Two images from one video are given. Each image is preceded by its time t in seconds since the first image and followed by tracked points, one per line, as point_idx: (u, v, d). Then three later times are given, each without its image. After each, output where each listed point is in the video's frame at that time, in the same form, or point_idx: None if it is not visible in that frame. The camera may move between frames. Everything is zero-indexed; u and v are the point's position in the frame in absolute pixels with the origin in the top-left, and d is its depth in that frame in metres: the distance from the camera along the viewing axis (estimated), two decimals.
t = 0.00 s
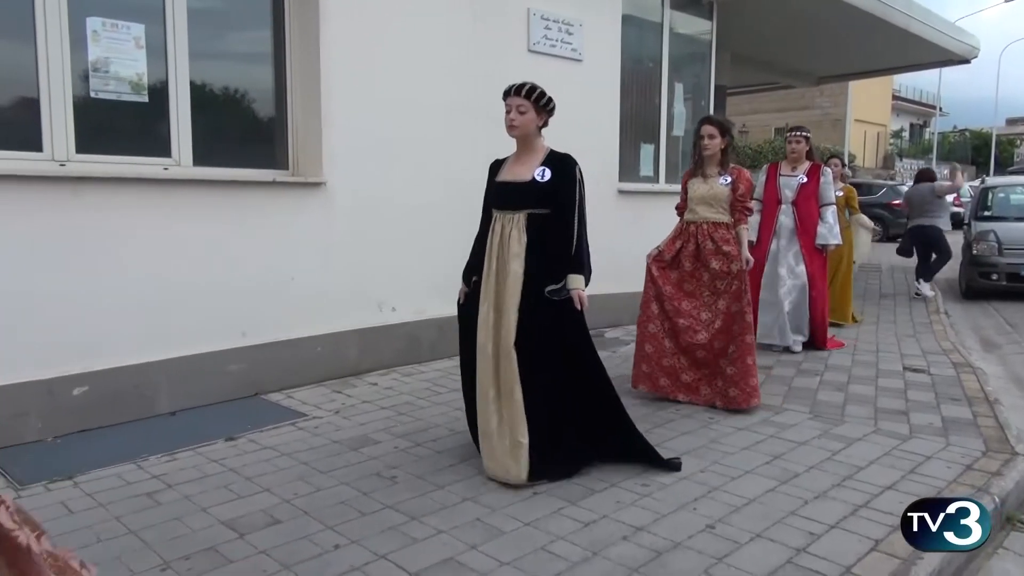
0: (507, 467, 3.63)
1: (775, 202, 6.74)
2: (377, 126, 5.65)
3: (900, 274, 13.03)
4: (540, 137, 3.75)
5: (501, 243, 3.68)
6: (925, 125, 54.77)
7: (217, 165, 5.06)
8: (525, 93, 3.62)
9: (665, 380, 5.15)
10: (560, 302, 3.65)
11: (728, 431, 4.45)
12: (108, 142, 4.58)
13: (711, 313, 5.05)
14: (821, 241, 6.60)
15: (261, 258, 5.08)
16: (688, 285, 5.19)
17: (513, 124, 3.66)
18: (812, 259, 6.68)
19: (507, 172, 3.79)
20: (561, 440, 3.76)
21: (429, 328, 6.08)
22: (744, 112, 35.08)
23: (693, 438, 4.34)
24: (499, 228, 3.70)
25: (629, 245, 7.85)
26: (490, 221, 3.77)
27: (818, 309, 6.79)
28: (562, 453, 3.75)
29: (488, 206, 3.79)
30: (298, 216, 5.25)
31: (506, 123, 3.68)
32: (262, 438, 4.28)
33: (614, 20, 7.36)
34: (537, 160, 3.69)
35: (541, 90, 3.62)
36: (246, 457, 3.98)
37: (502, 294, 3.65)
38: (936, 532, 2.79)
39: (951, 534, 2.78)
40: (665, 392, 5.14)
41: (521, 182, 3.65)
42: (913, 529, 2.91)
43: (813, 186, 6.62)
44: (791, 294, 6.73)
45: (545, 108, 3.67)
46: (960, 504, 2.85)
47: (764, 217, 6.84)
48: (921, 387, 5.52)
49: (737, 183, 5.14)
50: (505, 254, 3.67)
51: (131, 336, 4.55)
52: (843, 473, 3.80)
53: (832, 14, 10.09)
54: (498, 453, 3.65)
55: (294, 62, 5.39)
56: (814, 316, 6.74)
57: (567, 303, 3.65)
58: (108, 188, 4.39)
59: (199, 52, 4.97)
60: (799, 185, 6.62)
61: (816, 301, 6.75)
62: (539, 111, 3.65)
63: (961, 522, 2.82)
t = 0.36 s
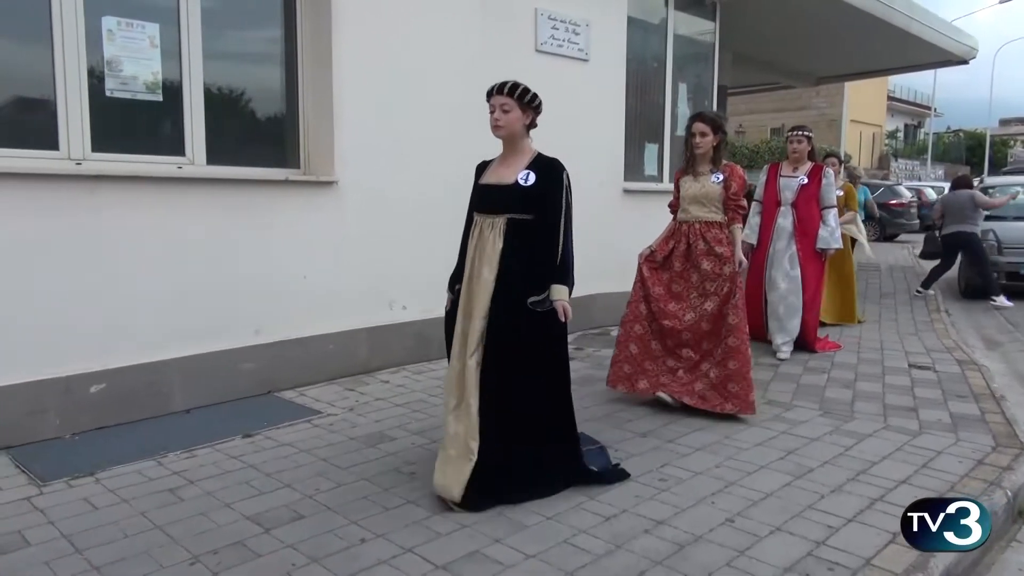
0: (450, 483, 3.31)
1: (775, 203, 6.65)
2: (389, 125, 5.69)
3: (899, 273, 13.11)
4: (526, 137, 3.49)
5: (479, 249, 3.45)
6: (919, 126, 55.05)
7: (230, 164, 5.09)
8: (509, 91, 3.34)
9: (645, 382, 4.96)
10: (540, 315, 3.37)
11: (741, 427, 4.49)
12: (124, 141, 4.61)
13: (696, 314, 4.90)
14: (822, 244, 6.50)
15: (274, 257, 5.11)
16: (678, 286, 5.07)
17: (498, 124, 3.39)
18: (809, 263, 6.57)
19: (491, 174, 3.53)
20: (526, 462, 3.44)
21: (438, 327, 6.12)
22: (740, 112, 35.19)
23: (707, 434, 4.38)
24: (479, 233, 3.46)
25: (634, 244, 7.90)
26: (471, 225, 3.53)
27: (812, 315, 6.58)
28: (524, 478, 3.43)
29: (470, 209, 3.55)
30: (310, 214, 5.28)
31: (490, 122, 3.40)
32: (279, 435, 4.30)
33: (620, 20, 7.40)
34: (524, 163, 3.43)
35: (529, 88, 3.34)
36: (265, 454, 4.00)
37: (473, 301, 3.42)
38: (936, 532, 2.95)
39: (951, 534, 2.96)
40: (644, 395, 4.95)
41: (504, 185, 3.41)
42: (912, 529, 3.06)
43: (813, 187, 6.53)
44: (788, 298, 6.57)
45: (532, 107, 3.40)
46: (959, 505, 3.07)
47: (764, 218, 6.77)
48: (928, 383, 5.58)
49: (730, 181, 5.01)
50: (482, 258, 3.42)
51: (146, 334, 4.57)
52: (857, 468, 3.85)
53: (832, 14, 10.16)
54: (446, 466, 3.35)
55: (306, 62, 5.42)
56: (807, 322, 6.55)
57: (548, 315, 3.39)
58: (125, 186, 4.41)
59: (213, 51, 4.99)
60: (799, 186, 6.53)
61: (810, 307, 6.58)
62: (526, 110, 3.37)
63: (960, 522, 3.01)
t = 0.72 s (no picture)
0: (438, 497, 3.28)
1: (768, 198, 6.58)
2: (392, 127, 5.73)
3: (888, 272, 13.27)
4: (499, 129, 3.37)
5: (452, 246, 3.32)
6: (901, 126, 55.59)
7: (233, 166, 5.10)
8: (483, 79, 3.25)
9: (621, 384, 4.85)
10: (516, 314, 3.29)
11: (744, 423, 4.57)
12: (129, 143, 4.62)
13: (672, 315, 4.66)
14: (817, 240, 6.45)
15: (278, 258, 5.13)
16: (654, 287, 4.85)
17: (469, 115, 3.27)
18: (806, 259, 6.51)
19: (462, 168, 3.40)
20: (511, 465, 3.36)
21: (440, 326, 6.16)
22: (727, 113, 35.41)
23: (711, 429, 4.45)
24: (451, 231, 3.33)
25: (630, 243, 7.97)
26: (441, 221, 3.41)
27: (810, 311, 6.62)
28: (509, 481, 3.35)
29: (441, 205, 3.42)
30: (314, 215, 5.31)
31: (462, 111, 3.29)
32: (288, 435, 4.33)
33: (615, 22, 7.47)
34: (498, 153, 3.32)
35: (501, 76, 3.24)
36: (276, 453, 4.03)
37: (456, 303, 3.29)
38: (936, 532, 2.90)
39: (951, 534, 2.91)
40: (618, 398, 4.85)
41: (478, 180, 3.28)
42: (912, 529, 3.00)
43: (808, 181, 6.46)
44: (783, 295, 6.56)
45: (504, 97, 3.29)
46: (959, 505, 3.00)
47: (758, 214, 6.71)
48: (924, 379, 5.67)
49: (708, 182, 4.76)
50: (456, 259, 3.30)
51: (153, 336, 4.57)
52: (860, 461, 3.92)
53: (821, 15, 10.28)
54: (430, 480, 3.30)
55: (308, 63, 5.44)
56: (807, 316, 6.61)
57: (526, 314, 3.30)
58: (131, 188, 4.42)
59: (215, 53, 5.01)
60: (793, 180, 6.45)
61: (810, 301, 6.61)
62: (498, 100, 3.26)
63: (961, 522, 2.94)
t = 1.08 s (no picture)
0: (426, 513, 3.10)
1: (759, 201, 6.46)
2: (394, 129, 5.78)
3: (880, 271, 13.41)
4: (471, 133, 3.28)
5: (432, 258, 3.21)
6: (890, 127, 55.99)
7: (238, 168, 5.14)
8: (451, 83, 3.15)
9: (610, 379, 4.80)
10: (497, 329, 3.21)
11: (746, 420, 4.64)
12: (136, 146, 4.65)
13: (646, 312, 4.62)
14: (809, 244, 6.32)
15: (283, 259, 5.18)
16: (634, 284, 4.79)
17: (439, 119, 3.17)
18: (798, 263, 6.39)
19: (434, 175, 3.28)
20: (500, 471, 3.28)
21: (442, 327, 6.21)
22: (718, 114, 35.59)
23: (713, 427, 4.52)
24: (426, 243, 3.23)
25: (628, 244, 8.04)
26: (414, 233, 3.29)
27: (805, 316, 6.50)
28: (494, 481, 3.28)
29: (413, 214, 3.31)
30: (318, 217, 5.35)
31: (431, 117, 3.19)
32: (296, 434, 4.37)
33: (612, 24, 7.54)
34: (471, 160, 3.23)
35: (471, 78, 3.15)
36: (285, 453, 4.07)
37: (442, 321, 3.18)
38: (936, 532, 2.85)
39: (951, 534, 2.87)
40: (608, 393, 4.80)
41: (453, 187, 3.18)
42: (913, 529, 2.97)
43: (798, 184, 6.32)
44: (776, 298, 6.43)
45: (475, 100, 3.20)
46: (959, 505, 2.95)
47: (748, 217, 6.58)
48: (920, 376, 5.76)
49: (690, 179, 4.76)
50: (435, 271, 3.20)
51: (160, 337, 4.60)
52: (861, 457, 4.00)
53: (814, 18, 10.40)
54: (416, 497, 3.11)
55: (312, 66, 5.48)
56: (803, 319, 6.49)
57: (508, 328, 3.22)
58: (139, 190, 4.45)
59: (219, 56, 5.04)
60: (784, 183, 6.32)
61: (805, 304, 6.49)
62: (468, 103, 3.17)
63: (961, 522, 2.89)
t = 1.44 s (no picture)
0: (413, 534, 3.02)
1: (761, 201, 6.17)
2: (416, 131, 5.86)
3: (901, 271, 13.34)
4: (439, 132, 3.13)
5: (397, 262, 3.03)
6: (911, 125, 55.46)
7: (264, 171, 5.23)
8: (420, 79, 3.00)
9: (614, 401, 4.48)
10: (478, 333, 3.08)
11: (766, 418, 4.68)
12: (166, 150, 4.76)
13: (652, 328, 4.37)
14: (812, 246, 6.02)
15: (307, 260, 5.26)
16: (636, 299, 4.57)
17: (407, 117, 3.01)
18: (801, 265, 6.09)
19: (400, 176, 3.12)
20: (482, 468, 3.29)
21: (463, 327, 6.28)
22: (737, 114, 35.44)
23: (734, 425, 4.56)
24: (392, 247, 3.05)
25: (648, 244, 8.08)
26: (378, 236, 3.11)
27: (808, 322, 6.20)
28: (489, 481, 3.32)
29: (376, 218, 3.13)
30: (342, 218, 5.44)
31: (398, 116, 3.03)
32: (323, 431, 4.46)
33: (631, 26, 7.58)
34: (440, 159, 3.09)
35: (441, 76, 2.99)
36: (312, 448, 4.16)
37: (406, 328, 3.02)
38: (936, 532, 2.98)
39: (952, 534, 2.99)
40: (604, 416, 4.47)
41: (422, 190, 3.01)
42: (912, 529, 3.08)
43: (802, 182, 6.04)
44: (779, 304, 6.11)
45: (444, 98, 3.06)
46: (959, 506, 3.11)
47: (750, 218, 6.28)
48: (941, 376, 5.76)
49: (688, 188, 4.53)
50: (403, 277, 3.03)
51: (189, 336, 4.71)
52: (882, 456, 4.02)
53: (833, 17, 10.37)
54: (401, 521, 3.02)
55: (335, 69, 5.57)
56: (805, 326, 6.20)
57: (489, 332, 3.10)
58: (170, 192, 4.56)
59: (245, 61, 5.14)
60: (787, 182, 6.04)
61: (808, 310, 6.22)
62: (437, 101, 3.02)
63: (961, 522, 3.05)
